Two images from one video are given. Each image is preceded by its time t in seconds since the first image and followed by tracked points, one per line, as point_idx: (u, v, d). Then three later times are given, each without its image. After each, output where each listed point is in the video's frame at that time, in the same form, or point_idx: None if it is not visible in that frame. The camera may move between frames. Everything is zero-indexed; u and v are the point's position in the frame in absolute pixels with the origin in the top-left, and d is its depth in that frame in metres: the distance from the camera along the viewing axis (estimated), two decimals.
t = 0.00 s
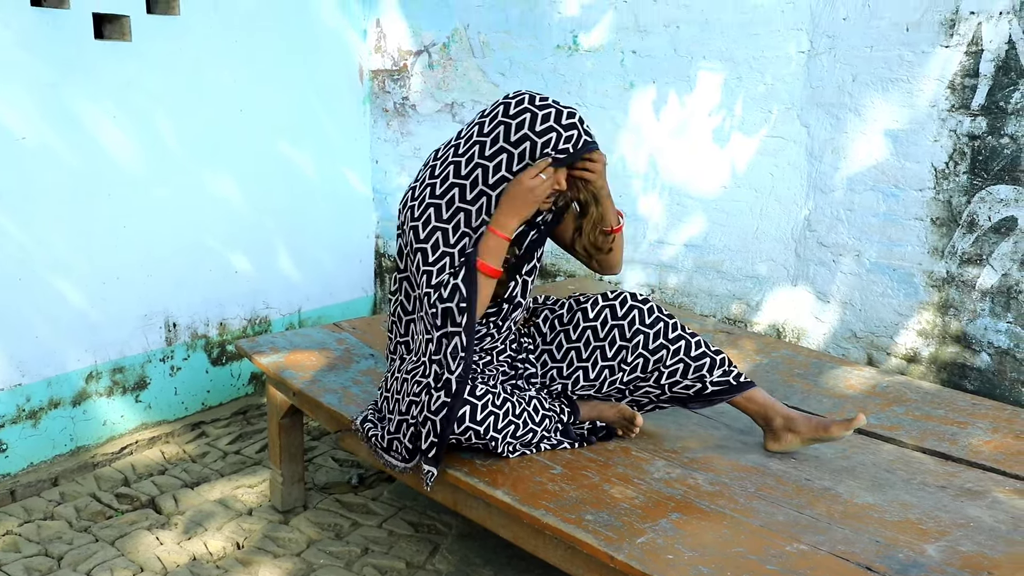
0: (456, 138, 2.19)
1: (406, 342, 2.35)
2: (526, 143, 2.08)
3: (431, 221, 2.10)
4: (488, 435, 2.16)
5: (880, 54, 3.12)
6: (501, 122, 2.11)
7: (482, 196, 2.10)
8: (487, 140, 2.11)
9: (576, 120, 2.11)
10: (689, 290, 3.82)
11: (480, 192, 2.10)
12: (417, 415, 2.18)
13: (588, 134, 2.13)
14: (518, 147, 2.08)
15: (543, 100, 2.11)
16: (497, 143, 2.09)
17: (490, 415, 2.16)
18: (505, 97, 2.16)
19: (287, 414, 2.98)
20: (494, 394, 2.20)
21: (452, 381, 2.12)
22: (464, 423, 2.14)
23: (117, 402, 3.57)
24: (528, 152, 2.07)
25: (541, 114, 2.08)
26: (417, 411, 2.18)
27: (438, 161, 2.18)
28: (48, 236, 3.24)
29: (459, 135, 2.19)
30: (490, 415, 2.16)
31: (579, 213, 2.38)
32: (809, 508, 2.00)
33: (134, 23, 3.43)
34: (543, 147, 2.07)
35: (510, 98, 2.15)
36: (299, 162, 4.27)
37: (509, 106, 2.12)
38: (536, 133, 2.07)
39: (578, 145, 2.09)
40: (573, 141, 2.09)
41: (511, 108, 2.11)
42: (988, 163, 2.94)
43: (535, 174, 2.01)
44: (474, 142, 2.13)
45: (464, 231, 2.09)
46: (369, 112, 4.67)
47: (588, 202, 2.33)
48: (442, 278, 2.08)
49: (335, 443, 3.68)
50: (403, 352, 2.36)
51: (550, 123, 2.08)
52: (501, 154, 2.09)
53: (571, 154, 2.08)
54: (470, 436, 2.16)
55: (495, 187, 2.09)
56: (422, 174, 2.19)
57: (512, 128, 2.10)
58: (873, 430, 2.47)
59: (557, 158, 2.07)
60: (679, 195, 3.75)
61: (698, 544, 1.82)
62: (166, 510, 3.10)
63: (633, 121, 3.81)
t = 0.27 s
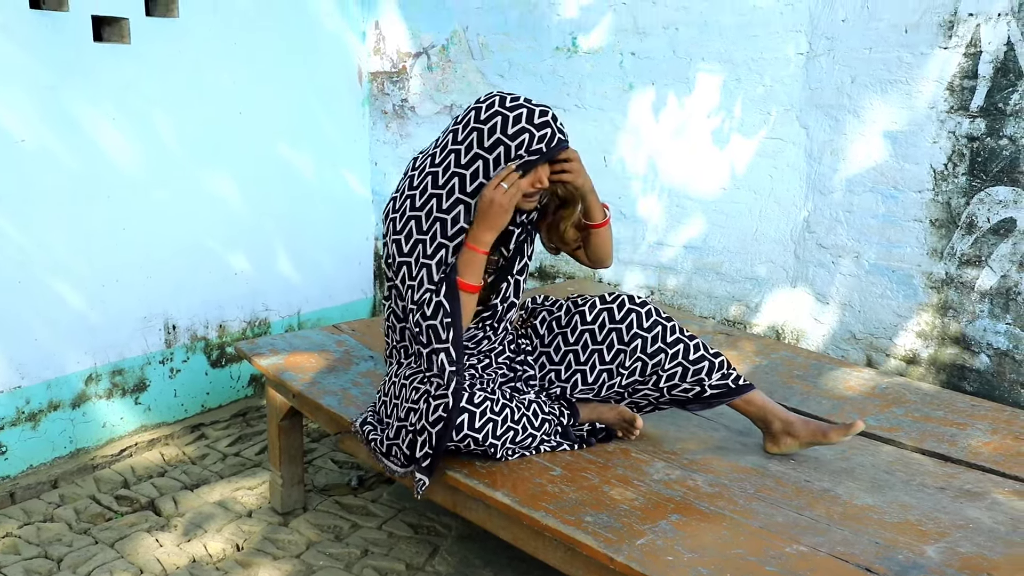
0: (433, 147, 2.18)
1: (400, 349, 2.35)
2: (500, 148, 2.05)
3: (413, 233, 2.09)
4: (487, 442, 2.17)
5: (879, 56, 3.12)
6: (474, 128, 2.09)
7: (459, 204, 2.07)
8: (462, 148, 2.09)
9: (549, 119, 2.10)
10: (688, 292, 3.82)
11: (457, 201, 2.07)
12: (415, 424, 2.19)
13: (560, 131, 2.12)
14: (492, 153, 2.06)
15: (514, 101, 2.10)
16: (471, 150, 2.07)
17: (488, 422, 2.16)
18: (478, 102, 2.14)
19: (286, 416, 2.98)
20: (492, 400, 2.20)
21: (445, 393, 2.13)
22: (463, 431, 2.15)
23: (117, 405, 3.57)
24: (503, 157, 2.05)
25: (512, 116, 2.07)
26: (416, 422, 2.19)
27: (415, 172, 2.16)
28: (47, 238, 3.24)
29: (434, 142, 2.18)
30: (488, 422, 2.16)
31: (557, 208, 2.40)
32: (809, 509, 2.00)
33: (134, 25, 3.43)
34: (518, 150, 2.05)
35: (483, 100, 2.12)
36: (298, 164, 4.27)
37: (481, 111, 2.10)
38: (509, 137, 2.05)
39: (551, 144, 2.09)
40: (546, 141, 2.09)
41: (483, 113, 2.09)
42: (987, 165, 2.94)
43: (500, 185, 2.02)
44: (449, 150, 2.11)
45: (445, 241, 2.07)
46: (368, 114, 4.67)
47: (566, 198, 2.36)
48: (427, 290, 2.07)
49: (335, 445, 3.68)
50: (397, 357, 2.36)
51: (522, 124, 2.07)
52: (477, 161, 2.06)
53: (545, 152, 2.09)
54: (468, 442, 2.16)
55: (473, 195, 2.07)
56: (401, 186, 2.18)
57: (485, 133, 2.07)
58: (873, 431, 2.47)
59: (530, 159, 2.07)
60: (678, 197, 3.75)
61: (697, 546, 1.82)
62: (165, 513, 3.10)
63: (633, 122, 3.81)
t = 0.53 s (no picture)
0: (417, 146, 2.18)
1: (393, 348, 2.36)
2: (480, 150, 2.05)
3: (398, 235, 2.12)
4: (486, 444, 2.17)
5: (879, 58, 3.12)
6: (455, 128, 2.08)
7: (442, 206, 2.09)
8: (444, 149, 2.09)
9: (531, 120, 2.07)
10: (688, 293, 3.82)
11: (440, 203, 2.09)
12: (412, 426, 2.18)
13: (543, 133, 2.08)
14: (473, 155, 2.05)
15: (496, 101, 2.08)
16: (452, 151, 2.07)
17: (487, 423, 2.16)
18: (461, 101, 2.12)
19: (286, 417, 2.98)
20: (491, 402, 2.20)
21: (436, 396, 2.13)
22: (462, 433, 2.15)
23: (116, 405, 3.57)
24: (483, 159, 2.05)
25: (493, 118, 2.05)
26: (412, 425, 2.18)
27: (400, 172, 2.18)
28: (47, 238, 3.24)
29: (419, 144, 2.16)
30: (487, 424, 2.16)
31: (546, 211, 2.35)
32: (808, 511, 2.00)
33: (135, 25, 3.43)
34: (498, 152, 2.04)
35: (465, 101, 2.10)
36: (299, 164, 4.27)
37: (462, 111, 2.09)
38: (489, 139, 2.04)
39: (533, 145, 2.05)
40: (529, 142, 2.05)
41: (464, 113, 2.08)
42: (987, 167, 2.94)
43: (484, 202, 2.01)
44: (431, 151, 2.12)
45: (428, 244, 2.09)
46: (368, 114, 4.67)
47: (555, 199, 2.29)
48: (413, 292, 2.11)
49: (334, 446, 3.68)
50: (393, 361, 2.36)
51: (502, 126, 2.05)
52: (458, 163, 2.07)
53: (528, 155, 2.05)
54: (468, 444, 2.17)
55: (455, 197, 2.08)
56: (387, 185, 2.19)
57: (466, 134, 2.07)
58: (872, 433, 2.47)
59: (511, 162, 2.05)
60: (678, 198, 3.75)
61: (696, 547, 1.82)
62: (164, 513, 3.09)
63: (633, 124, 3.82)
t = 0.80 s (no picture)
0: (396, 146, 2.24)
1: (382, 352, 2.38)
2: (457, 145, 2.11)
3: (380, 233, 2.17)
4: (485, 446, 2.16)
5: (878, 60, 3.13)
6: (432, 125, 2.14)
7: (421, 202, 2.14)
8: (422, 146, 2.15)
9: (508, 114, 2.12)
10: (687, 295, 3.82)
11: (420, 198, 2.14)
12: (410, 429, 2.18)
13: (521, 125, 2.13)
14: (450, 149, 2.12)
15: (472, 97, 2.13)
16: (430, 147, 2.13)
17: (487, 426, 2.16)
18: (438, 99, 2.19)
19: (285, 419, 2.97)
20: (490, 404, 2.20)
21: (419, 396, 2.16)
22: (462, 436, 2.15)
23: (115, 408, 3.57)
24: (460, 153, 2.11)
25: (468, 112, 2.11)
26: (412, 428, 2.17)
27: (380, 172, 2.23)
28: (46, 241, 3.24)
29: (396, 144, 2.22)
30: (487, 426, 2.16)
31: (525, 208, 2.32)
32: (807, 513, 2.00)
33: (134, 28, 3.44)
34: (475, 146, 2.10)
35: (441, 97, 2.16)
36: (298, 166, 4.28)
37: (439, 108, 2.16)
38: (466, 133, 2.10)
39: (511, 138, 2.10)
40: (506, 135, 2.10)
41: (441, 110, 2.15)
42: (985, 169, 2.94)
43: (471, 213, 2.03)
44: (410, 149, 2.18)
45: (409, 240, 2.15)
46: (368, 117, 4.67)
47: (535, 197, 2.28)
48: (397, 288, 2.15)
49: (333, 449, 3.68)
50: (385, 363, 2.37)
51: (478, 121, 2.10)
52: (435, 158, 2.13)
53: (507, 148, 2.10)
54: (468, 446, 2.16)
55: (433, 192, 2.14)
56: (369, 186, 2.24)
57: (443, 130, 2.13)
58: (871, 435, 2.47)
59: (489, 154, 2.10)
60: (677, 201, 3.76)
61: (696, 549, 1.82)
62: (164, 516, 3.09)
63: (632, 126, 3.82)
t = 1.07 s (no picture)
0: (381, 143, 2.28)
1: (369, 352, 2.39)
2: (441, 135, 2.13)
3: (363, 227, 2.21)
4: (485, 440, 2.18)
5: (877, 62, 3.13)
6: (417, 119, 2.19)
7: (405, 192, 2.16)
8: (406, 139, 2.19)
9: (492, 106, 2.15)
10: (687, 297, 3.82)
11: (403, 189, 2.16)
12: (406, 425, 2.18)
13: (504, 117, 2.16)
14: (433, 139, 2.14)
15: (457, 92, 2.18)
16: (414, 139, 2.17)
17: (487, 420, 2.18)
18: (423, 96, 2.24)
19: (285, 421, 2.97)
20: (491, 398, 2.21)
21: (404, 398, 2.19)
22: (462, 430, 2.17)
23: (115, 409, 3.57)
24: (443, 142, 2.13)
25: (452, 104, 2.15)
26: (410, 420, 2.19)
27: (365, 169, 2.28)
28: (45, 243, 3.24)
29: (381, 143, 2.27)
30: (487, 420, 2.18)
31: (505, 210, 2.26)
32: (807, 515, 2.00)
33: (134, 30, 3.44)
34: (458, 135, 2.12)
35: (426, 94, 2.22)
36: (298, 168, 4.28)
37: (424, 103, 2.21)
38: (449, 123, 2.13)
39: (495, 128, 2.13)
40: (489, 125, 2.12)
41: (425, 104, 2.20)
42: (985, 171, 2.95)
43: (484, 275, 2.17)
44: (394, 143, 2.22)
45: (391, 230, 2.16)
46: (367, 119, 4.68)
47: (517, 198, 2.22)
48: (381, 280, 2.19)
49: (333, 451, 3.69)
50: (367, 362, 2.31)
51: (462, 112, 2.14)
52: (419, 149, 2.16)
53: (490, 137, 2.11)
54: (468, 440, 2.19)
55: (416, 181, 2.15)
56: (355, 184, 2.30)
57: (427, 123, 2.17)
58: (871, 437, 2.47)
59: (472, 142, 2.11)
60: (676, 203, 3.76)
61: (695, 552, 1.82)
62: (163, 518, 3.09)
63: (631, 128, 3.82)
